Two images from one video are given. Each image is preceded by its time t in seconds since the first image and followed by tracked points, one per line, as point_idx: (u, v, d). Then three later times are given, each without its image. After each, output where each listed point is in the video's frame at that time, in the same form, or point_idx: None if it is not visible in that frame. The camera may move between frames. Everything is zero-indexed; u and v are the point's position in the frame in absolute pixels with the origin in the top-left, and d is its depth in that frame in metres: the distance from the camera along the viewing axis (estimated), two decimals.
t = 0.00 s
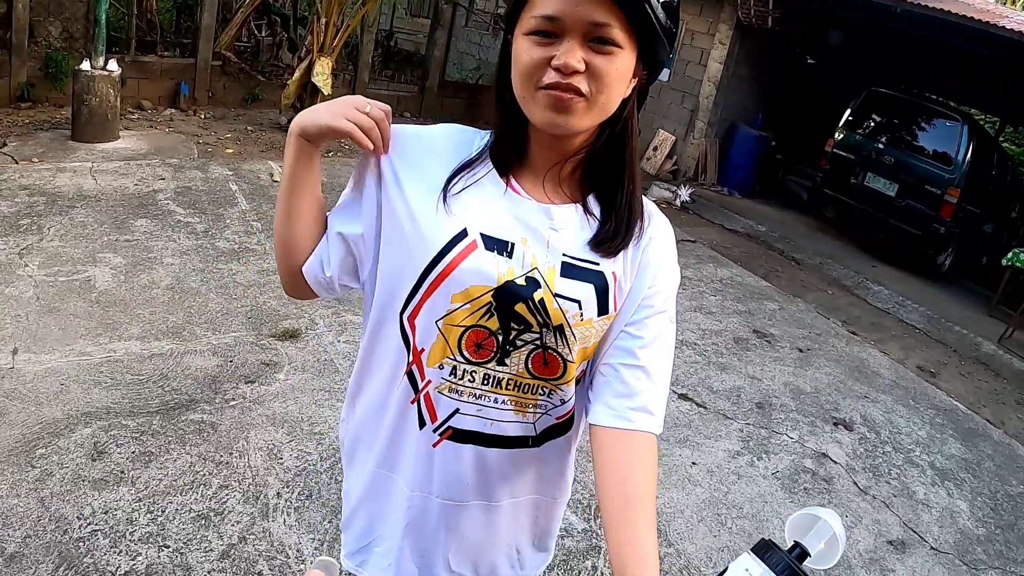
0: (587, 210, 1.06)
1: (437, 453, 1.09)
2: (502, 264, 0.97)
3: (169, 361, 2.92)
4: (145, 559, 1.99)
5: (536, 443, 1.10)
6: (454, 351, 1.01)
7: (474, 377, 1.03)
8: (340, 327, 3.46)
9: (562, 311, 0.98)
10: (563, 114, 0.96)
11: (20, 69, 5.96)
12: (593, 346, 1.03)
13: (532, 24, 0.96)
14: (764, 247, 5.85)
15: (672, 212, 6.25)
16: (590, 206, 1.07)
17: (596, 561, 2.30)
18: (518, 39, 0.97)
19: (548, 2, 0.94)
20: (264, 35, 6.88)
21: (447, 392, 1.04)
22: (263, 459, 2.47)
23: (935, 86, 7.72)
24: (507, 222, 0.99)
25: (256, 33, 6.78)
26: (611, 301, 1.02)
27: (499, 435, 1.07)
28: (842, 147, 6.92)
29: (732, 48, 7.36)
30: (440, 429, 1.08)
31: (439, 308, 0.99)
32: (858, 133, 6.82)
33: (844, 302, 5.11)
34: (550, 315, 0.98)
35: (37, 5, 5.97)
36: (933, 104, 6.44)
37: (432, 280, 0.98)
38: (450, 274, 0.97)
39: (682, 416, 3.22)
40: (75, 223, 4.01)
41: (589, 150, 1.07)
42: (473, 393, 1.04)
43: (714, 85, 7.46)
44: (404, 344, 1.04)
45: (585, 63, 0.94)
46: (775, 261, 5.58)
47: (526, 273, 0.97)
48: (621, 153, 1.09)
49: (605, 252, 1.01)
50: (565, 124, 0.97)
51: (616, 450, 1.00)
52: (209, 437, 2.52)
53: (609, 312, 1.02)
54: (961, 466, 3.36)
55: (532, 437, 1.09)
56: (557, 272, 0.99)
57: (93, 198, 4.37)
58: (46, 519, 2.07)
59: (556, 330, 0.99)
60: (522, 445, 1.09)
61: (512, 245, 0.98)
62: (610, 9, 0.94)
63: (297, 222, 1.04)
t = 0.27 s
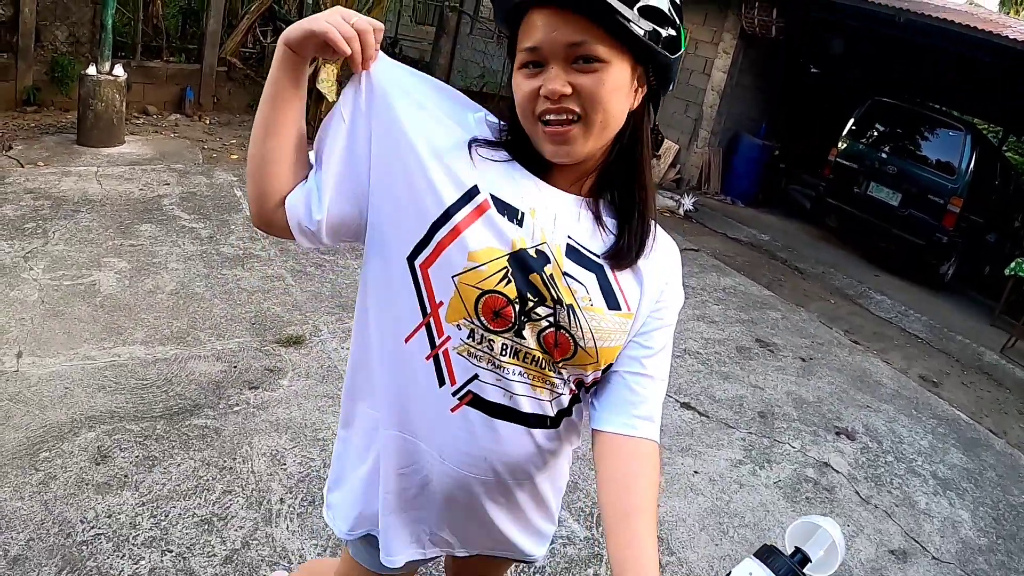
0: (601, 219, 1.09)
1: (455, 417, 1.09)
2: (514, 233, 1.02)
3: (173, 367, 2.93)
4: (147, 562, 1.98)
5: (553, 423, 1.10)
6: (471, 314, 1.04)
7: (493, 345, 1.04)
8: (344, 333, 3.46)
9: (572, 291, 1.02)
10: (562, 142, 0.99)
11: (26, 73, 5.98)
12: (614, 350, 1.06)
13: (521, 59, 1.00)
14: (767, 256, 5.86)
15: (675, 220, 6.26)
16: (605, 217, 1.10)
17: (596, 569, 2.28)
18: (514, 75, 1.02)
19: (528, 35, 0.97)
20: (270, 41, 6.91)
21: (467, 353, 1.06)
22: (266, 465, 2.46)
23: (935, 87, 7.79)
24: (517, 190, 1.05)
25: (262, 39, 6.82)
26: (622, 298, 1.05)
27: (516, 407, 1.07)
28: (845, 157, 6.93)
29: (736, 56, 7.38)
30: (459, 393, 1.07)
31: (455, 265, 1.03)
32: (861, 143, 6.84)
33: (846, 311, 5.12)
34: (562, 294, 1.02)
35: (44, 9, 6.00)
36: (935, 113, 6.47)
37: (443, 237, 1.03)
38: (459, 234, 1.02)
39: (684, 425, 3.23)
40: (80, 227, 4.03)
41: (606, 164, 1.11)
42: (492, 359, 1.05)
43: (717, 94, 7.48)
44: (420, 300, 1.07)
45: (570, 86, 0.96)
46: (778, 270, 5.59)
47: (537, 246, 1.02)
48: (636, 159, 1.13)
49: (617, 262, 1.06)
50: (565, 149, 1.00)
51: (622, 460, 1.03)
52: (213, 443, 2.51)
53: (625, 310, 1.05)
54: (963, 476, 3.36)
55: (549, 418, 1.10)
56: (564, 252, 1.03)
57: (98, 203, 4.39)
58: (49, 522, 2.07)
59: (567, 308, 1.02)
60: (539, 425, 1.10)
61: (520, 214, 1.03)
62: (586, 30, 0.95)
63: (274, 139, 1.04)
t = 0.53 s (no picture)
0: (611, 225, 1.09)
1: (470, 430, 1.08)
2: (532, 244, 1.02)
3: (184, 367, 2.94)
4: (157, 562, 1.99)
5: (569, 425, 1.10)
6: (487, 325, 1.03)
7: (509, 354, 1.04)
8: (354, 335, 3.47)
9: (588, 297, 1.03)
10: (582, 142, 0.98)
11: (39, 74, 6.02)
12: (627, 350, 1.06)
13: (543, 56, 0.99)
14: (778, 259, 5.84)
15: (685, 222, 6.26)
16: (614, 222, 1.10)
17: (606, 573, 2.28)
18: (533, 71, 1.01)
19: (554, 34, 0.96)
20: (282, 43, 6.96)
21: (481, 364, 1.05)
22: (276, 465, 2.47)
23: (942, 87, 7.79)
24: (537, 205, 1.05)
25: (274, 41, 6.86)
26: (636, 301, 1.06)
27: (531, 415, 1.07)
28: (857, 159, 6.90)
29: (747, 59, 7.37)
30: (474, 404, 1.06)
31: (471, 279, 1.02)
32: (873, 145, 6.80)
33: (857, 314, 5.09)
34: (579, 302, 1.03)
35: (57, 11, 6.05)
36: (946, 115, 6.45)
37: (461, 251, 1.02)
38: (477, 247, 1.01)
39: (695, 428, 3.22)
40: (92, 228, 4.05)
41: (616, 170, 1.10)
42: (509, 368, 1.04)
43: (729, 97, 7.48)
44: (432, 317, 1.05)
45: (597, 88, 0.96)
46: (789, 273, 5.57)
47: (557, 255, 1.03)
48: (645, 169, 1.12)
49: (632, 265, 1.07)
50: (584, 150, 0.99)
51: (632, 461, 1.03)
52: (224, 443, 2.52)
53: (637, 312, 1.06)
54: (975, 480, 3.33)
55: (565, 420, 1.10)
56: (581, 262, 1.04)
57: (110, 203, 4.41)
58: (59, 521, 2.08)
59: (584, 314, 1.03)
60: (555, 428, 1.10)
61: (540, 227, 1.03)
62: (616, 34, 0.95)
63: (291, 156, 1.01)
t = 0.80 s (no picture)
0: (609, 216, 1.03)
1: (449, 459, 1.07)
2: (514, 265, 0.96)
3: (197, 367, 2.94)
4: (166, 562, 1.99)
5: (552, 452, 1.07)
6: (464, 352, 1.00)
7: (485, 380, 1.02)
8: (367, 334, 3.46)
9: (573, 308, 0.97)
10: (585, 122, 0.95)
11: (53, 77, 6.06)
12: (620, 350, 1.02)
13: (552, 29, 0.94)
14: (792, 256, 5.79)
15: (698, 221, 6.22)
16: (614, 214, 1.03)
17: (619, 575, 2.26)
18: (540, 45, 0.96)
19: (567, 6, 0.92)
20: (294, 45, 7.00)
21: (457, 394, 1.03)
22: (287, 466, 2.46)
23: (947, 85, 7.77)
24: (552, 224, 0.99)
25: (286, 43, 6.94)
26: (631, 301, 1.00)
27: (510, 440, 1.05)
28: (872, 156, 6.85)
29: (761, 55, 7.32)
30: (451, 433, 1.05)
31: (451, 310, 0.99)
32: (888, 141, 6.74)
33: (874, 312, 5.04)
34: (562, 314, 0.97)
35: (71, 15, 6.09)
36: (962, 110, 6.38)
37: (457, 267, 0.97)
38: (476, 261, 0.96)
39: (710, 427, 3.19)
40: (105, 229, 4.07)
41: (614, 157, 1.04)
42: (484, 395, 1.03)
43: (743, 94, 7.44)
44: (420, 349, 1.03)
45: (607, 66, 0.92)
46: (805, 271, 5.52)
47: (538, 272, 0.96)
48: (645, 158, 1.05)
49: (626, 261, 1.00)
50: (588, 129, 0.95)
51: (648, 463, 1.00)
52: (235, 444, 2.52)
53: (631, 310, 1.00)
54: (995, 481, 3.29)
55: (547, 446, 1.06)
56: (569, 270, 0.98)
57: (123, 205, 4.43)
58: (69, 521, 2.08)
59: (567, 328, 0.97)
60: (537, 453, 1.07)
61: (526, 246, 0.97)
62: (632, 13, 0.92)
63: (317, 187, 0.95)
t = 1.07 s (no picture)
0: (586, 196, 0.98)
1: (410, 443, 1.10)
2: (464, 255, 0.95)
3: (185, 362, 2.91)
4: (150, 560, 1.97)
5: (509, 460, 1.06)
6: (419, 341, 1.02)
7: (441, 369, 1.03)
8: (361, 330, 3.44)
9: (526, 302, 0.95)
10: (572, 86, 0.90)
11: (46, 73, 6.03)
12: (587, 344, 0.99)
13: None
14: (790, 253, 5.77)
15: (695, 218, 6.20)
16: (593, 193, 0.99)
17: (613, 573, 2.24)
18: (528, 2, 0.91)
19: None
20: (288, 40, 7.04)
21: (415, 379, 1.06)
22: (275, 462, 2.44)
23: (947, 82, 7.87)
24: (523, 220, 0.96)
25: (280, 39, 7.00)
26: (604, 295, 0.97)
27: (466, 431, 1.07)
28: (870, 152, 6.81)
29: (758, 52, 7.31)
30: (410, 418, 1.09)
31: (407, 298, 1.00)
32: (886, 137, 6.71)
33: (871, 309, 5.03)
34: (514, 307, 0.95)
35: (63, 10, 6.06)
36: (959, 106, 6.36)
37: (413, 256, 0.98)
38: (429, 251, 0.97)
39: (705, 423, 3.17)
40: (96, 225, 4.04)
41: (600, 127, 1.00)
42: (440, 384, 1.04)
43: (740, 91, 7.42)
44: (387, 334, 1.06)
45: (601, 26, 0.88)
46: (802, 268, 5.50)
47: (490, 264, 0.95)
48: (632, 131, 1.00)
49: (596, 245, 0.95)
50: (576, 93, 0.90)
51: (640, 465, 0.96)
52: (221, 440, 2.50)
53: (597, 304, 0.97)
54: (993, 477, 3.27)
55: (505, 454, 1.06)
56: (525, 260, 0.95)
57: (114, 201, 4.40)
58: (53, 517, 2.06)
59: (520, 323, 0.96)
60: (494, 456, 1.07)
61: (480, 235, 0.95)
62: None
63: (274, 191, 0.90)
